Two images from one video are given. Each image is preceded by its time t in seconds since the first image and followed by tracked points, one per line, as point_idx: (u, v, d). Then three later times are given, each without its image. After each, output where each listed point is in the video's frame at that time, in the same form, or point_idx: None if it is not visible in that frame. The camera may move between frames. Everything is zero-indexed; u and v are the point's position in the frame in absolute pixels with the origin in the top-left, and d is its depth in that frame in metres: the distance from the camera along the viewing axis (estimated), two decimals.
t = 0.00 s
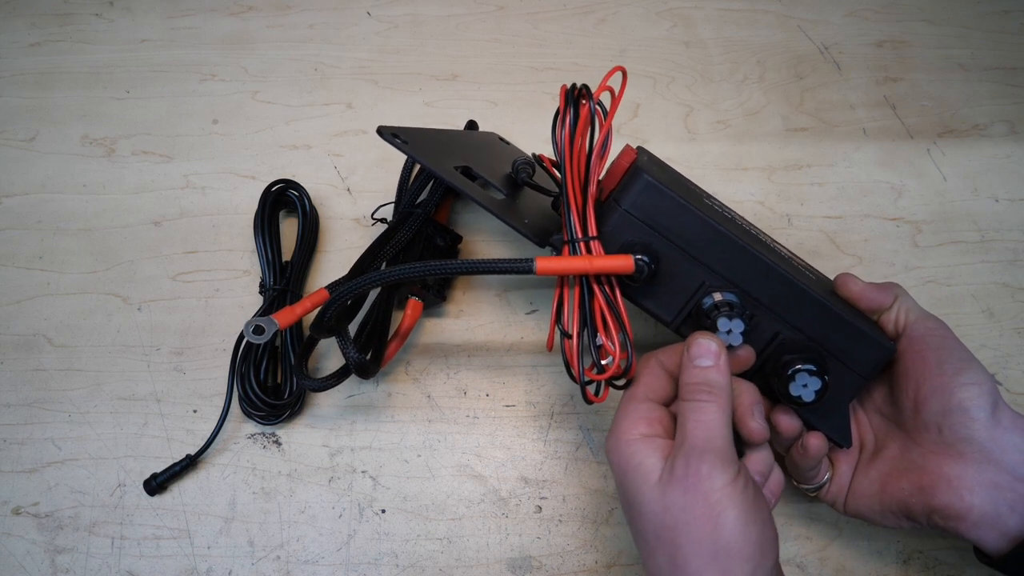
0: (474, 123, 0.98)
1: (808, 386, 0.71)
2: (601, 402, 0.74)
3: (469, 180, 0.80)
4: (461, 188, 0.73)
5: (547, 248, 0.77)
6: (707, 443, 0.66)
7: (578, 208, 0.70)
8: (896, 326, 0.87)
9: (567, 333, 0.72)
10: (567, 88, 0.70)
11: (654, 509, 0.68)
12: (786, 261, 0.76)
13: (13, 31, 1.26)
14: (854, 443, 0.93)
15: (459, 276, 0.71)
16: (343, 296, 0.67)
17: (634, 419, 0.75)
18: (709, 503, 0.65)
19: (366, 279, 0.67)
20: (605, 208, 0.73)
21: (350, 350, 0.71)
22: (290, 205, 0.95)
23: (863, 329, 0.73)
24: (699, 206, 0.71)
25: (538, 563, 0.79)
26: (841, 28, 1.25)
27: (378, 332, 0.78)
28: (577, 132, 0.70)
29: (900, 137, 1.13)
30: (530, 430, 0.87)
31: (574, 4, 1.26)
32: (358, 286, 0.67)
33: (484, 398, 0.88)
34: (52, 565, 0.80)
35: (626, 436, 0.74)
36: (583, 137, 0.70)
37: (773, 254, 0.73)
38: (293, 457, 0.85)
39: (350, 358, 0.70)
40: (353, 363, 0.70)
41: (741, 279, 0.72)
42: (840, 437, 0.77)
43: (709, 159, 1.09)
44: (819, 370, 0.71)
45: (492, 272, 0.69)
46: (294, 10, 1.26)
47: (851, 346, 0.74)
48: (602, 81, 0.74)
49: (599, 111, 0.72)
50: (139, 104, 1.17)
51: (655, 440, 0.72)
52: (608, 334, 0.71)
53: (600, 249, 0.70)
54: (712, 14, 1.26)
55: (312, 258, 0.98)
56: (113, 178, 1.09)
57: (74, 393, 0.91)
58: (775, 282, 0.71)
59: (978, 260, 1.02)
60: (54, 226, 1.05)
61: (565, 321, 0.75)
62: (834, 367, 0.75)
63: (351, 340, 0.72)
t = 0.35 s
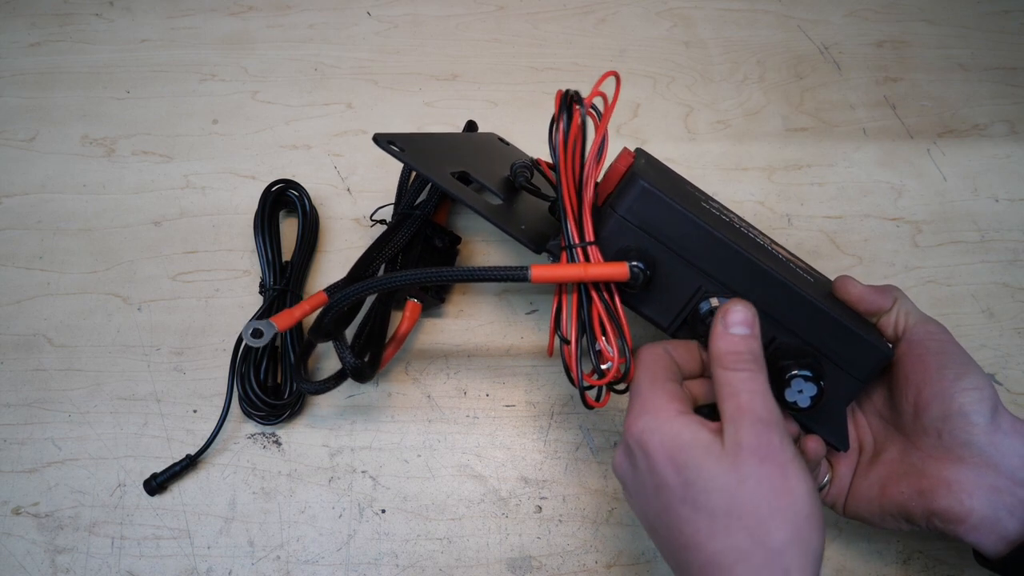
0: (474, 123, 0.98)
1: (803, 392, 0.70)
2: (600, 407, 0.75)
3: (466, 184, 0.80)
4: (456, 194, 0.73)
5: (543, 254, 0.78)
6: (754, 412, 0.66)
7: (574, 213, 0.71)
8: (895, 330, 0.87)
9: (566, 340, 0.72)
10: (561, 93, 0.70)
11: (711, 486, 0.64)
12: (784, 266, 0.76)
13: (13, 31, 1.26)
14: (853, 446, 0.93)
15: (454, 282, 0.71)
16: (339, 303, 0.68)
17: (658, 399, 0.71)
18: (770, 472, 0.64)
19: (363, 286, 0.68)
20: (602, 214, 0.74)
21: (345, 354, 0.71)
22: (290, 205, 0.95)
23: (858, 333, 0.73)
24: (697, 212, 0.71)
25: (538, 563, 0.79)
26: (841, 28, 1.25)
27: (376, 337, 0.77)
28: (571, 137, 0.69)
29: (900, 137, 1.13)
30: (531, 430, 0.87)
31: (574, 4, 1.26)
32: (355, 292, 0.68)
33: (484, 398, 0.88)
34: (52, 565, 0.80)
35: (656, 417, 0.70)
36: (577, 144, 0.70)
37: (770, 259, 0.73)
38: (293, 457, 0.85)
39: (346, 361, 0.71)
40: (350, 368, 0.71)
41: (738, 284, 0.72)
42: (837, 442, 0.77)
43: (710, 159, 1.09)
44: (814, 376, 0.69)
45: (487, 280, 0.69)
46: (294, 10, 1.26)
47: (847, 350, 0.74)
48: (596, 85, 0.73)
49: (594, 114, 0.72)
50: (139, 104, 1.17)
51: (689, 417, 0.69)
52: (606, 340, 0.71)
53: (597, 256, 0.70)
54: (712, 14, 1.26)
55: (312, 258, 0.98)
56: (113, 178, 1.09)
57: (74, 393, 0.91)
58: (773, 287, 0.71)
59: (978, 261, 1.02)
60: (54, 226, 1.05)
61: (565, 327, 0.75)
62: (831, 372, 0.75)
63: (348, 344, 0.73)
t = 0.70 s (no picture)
0: (474, 123, 0.98)
1: (806, 390, 0.71)
2: (606, 405, 0.74)
3: (468, 182, 0.80)
4: (459, 191, 0.73)
5: (544, 251, 0.78)
6: (756, 485, 0.64)
7: (577, 209, 0.70)
8: (897, 329, 0.87)
9: (571, 337, 0.71)
10: (562, 90, 0.70)
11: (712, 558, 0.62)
12: (787, 264, 0.76)
13: (13, 32, 1.26)
14: (855, 445, 0.93)
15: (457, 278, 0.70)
16: (341, 298, 0.68)
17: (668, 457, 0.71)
18: (777, 549, 0.61)
19: (364, 279, 0.67)
20: (604, 211, 0.73)
21: (348, 349, 0.71)
22: (290, 204, 0.95)
23: (861, 331, 0.72)
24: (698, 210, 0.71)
25: (538, 563, 0.79)
26: (841, 28, 1.25)
27: (377, 333, 0.78)
28: (572, 134, 0.69)
29: (900, 137, 1.13)
30: (531, 430, 0.87)
31: (574, 4, 1.26)
32: (356, 287, 0.67)
33: (484, 398, 0.88)
34: (52, 565, 0.80)
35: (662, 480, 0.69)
36: (579, 140, 0.70)
37: (773, 257, 0.73)
38: (293, 457, 0.85)
39: (347, 356, 0.71)
40: (351, 363, 0.71)
41: (739, 282, 0.72)
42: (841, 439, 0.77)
43: (710, 159, 1.09)
44: (818, 373, 0.70)
45: (490, 275, 0.69)
46: (294, 10, 1.26)
47: (849, 349, 0.73)
48: (595, 84, 0.74)
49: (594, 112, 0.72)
50: (139, 104, 1.17)
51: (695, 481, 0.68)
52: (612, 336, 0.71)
53: (600, 252, 0.69)
54: (712, 14, 1.26)
55: (312, 258, 0.98)
56: (113, 178, 1.09)
57: (74, 393, 0.91)
58: (775, 285, 0.71)
59: (978, 261, 1.02)
60: (54, 226, 1.05)
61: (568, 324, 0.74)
62: (834, 369, 0.75)
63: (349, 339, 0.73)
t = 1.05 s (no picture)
0: (475, 123, 0.98)
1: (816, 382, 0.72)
2: (617, 398, 0.74)
3: (474, 177, 0.80)
4: (466, 185, 0.73)
5: (552, 246, 0.78)
6: (824, 501, 0.66)
7: (586, 203, 0.71)
8: (901, 325, 0.87)
9: (580, 330, 0.71)
10: (568, 84, 0.69)
11: (778, 567, 0.64)
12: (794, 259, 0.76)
13: (13, 31, 1.26)
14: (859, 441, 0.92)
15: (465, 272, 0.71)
16: (349, 293, 0.68)
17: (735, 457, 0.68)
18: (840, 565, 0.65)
19: (372, 276, 0.68)
20: (612, 205, 0.73)
21: (360, 346, 0.71)
22: (290, 205, 0.95)
23: (869, 325, 0.73)
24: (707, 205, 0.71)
25: (538, 563, 0.79)
26: (841, 28, 1.25)
27: (385, 330, 0.77)
28: (581, 128, 0.69)
29: (900, 137, 1.13)
30: (531, 430, 0.87)
31: (574, 4, 1.26)
32: (364, 282, 0.68)
33: (484, 398, 0.88)
34: (52, 565, 0.80)
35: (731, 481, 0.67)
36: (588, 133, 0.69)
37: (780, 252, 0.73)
38: (293, 457, 0.85)
39: (359, 355, 0.71)
40: (363, 361, 0.71)
41: (748, 276, 0.72)
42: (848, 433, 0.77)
43: (710, 159, 1.09)
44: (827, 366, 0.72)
45: (499, 268, 0.69)
46: (294, 10, 1.26)
47: (857, 343, 0.74)
48: (602, 77, 0.73)
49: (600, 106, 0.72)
50: (139, 104, 1.17)
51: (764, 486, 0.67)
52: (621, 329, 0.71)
53: (609, 245, 0.70)
54: (712, 14, 1.26)
55: (313, 258, 0.98)
56: (113, 178, 1.09)
57: (74, 393, 0.91)
58: (784, 278, 0.71)
59: (978, 260, 1.02)
60: (54, 226, 1.05)
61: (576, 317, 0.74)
62: (842, 364, 0.75)
63: (359, 335, 0.73)
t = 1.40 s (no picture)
0: (477, 122, 0.98)
1: (824, 376, 0.71)
2: (624, 392, 0.74)
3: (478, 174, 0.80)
4: (469, 178, 0.73)
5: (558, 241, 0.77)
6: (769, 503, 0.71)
7: (594, 197, 0.70)
8: (905, 323, 0.87)
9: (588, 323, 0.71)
10: (578, 79, 0.69)
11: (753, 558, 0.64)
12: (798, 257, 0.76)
13: (13, 32, 1.26)
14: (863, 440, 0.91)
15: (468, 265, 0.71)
16: (350, 288, 0.69)
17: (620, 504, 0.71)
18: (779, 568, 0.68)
19: (373, 270, 0.68)
20: (618, 200, 0.73)
21: (364, 341, 0.71)
22: (290, 204, 0.95)
23: (874, 322, 0.73)
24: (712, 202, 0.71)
25: (538, 563, 0.79)
26: (841, 28, 1.25)
27: (388, 323, 0.77)
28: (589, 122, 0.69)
29: (900, 137, 1.13)
30: (531, 430, 0.87)
31: (574, 4, 1.26)
32: (365, 277, 0.68)
33: (484, 398, 0.88)
34: (52, 565, 0.80)
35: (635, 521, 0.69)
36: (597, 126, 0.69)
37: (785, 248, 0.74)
38: (293, 457, 0.85)
39: (364, 350, 0.71)
40: (367, 356, 0.71)
41: (754, 273, 0.72)
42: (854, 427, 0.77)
43: (710, 159, 1.09)
44: (834, 360, 0.71)
45: (503, 261, 0.69)
46: (294, 10, 1.26)
47: (862, 340, 0.74)
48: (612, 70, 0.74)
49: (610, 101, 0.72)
50: (139, 104, 1.17)
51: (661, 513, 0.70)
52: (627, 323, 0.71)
53: (617, 239, 0.70)
54: (712, 14, 1.26)
55: (313, 258, 0.98)
56: (113, 178, 1.09)
57: (74, 393, 0.91)
58: (790, 273, 0.72)
59: (978, 261, 1.02)
60: (54, 226, 1.05)
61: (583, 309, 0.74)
62: (847, 360, 0.75)
63: (364, 330, 0.73)
